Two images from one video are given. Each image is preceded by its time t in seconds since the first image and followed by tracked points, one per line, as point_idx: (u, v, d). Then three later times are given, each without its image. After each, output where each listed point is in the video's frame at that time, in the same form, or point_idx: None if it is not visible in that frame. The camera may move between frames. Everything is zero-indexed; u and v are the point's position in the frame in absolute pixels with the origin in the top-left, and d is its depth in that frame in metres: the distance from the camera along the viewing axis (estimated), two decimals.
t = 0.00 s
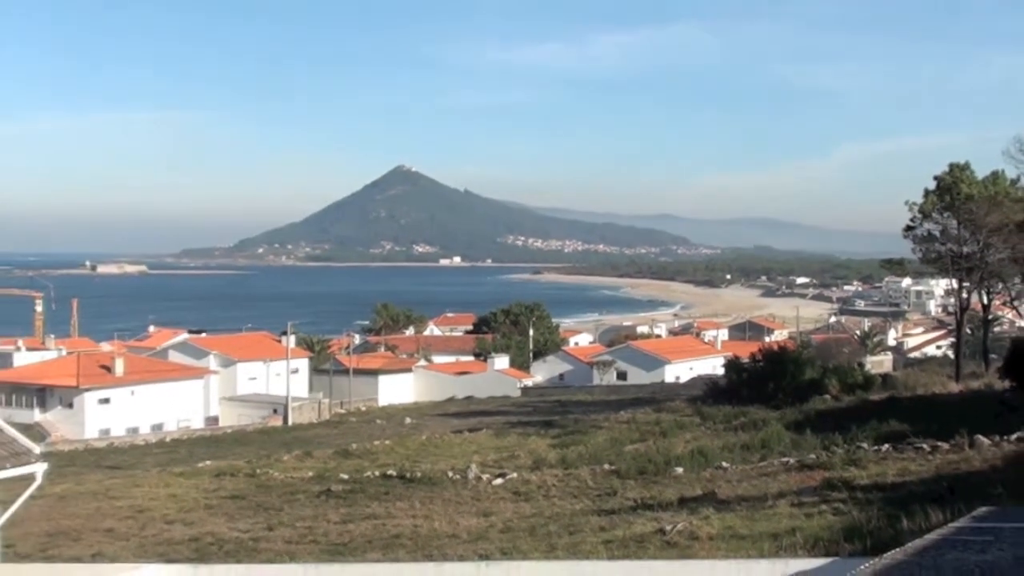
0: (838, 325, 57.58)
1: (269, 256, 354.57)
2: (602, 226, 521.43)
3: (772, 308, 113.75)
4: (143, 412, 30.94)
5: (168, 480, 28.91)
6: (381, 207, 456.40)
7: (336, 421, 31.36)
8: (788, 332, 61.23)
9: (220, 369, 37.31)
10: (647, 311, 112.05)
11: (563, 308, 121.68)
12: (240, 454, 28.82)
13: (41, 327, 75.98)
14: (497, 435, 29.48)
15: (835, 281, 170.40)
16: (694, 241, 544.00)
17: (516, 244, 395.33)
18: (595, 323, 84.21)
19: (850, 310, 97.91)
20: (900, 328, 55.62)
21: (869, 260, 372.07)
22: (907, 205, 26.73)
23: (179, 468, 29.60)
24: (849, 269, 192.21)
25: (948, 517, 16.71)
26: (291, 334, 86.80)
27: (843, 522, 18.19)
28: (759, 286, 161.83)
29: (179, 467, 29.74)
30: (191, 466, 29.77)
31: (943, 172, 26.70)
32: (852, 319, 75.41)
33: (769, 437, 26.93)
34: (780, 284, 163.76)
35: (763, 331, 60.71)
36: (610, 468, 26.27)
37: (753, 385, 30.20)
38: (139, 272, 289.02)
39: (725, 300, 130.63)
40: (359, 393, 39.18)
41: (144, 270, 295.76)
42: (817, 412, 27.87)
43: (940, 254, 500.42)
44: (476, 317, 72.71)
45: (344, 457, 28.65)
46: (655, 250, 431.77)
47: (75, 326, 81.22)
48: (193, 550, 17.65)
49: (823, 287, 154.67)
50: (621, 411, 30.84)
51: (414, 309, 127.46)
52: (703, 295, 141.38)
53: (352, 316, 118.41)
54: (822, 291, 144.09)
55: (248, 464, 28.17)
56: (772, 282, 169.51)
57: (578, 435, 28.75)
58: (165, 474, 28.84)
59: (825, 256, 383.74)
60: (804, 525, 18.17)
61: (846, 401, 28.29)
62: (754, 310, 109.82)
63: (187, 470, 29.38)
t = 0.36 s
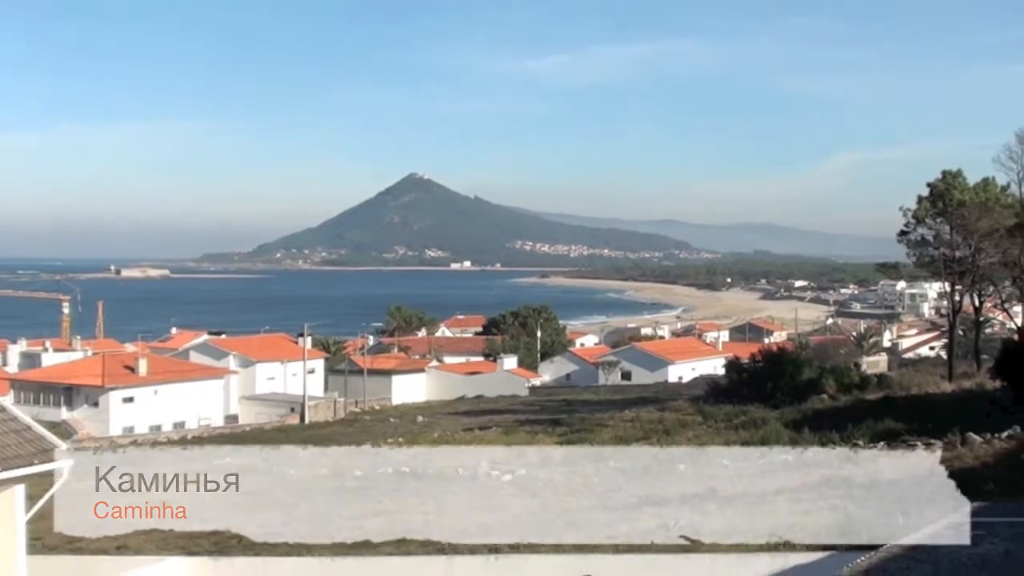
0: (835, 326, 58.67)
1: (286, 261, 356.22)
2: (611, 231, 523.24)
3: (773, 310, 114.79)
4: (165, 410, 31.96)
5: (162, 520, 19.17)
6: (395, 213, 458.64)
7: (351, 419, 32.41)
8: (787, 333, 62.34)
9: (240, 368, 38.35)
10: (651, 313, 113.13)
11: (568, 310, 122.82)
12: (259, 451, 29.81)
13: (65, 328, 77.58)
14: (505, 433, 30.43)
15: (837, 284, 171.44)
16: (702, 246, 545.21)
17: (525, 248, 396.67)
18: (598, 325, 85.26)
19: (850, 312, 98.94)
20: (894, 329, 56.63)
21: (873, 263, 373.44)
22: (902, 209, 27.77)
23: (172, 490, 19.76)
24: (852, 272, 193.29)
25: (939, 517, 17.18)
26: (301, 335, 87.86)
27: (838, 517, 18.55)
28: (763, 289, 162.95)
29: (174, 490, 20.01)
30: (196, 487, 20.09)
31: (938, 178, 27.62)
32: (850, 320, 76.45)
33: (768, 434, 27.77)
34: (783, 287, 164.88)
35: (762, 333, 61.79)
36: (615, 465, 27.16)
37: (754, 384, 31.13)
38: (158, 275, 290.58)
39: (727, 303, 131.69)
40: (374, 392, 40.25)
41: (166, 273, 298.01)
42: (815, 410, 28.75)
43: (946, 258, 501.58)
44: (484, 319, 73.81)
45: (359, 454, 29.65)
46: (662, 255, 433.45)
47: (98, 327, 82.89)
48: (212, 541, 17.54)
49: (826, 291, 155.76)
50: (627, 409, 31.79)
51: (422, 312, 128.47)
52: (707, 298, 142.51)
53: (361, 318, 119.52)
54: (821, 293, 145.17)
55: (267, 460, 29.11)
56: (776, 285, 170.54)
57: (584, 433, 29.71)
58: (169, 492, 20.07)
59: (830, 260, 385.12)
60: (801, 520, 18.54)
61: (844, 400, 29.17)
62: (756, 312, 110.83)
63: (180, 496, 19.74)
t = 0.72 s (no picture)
0: (844, 330, 58.86)
1: (301, 264, 359.05)
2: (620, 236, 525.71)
3: (782, 313, 115.53)
4: (182, 411, 32.51)
5: (168, 521, 12.43)
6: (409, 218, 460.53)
7: (366, 421, 32.76)
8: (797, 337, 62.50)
9: (255, 371, 38.75)
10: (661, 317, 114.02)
11: (579, 313, 123.79)
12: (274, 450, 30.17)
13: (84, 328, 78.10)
14: (517, 435, 30.72)
15: (844, 288, 172.45)
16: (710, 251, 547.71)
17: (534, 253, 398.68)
18: (608, 328, 85.81)
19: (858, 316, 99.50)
20: (903, 333, 56.75)
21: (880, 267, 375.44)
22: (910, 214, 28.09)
23: (172, 479, 12.30)
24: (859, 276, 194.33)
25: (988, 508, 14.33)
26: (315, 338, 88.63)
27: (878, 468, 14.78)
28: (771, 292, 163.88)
29: (180, 470, 12.28)
30: (213, 459, 12.18)
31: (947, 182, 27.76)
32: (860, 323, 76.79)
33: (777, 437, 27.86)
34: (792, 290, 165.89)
35: (771, 336, 62.02)
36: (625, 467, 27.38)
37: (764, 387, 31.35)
38: (176, 278, 292.97)
39: (736, 307, 132.65)
40: (387, 395, 40.56)
41: (183, 277, 299.65)
42: (824, 413, 28.86)
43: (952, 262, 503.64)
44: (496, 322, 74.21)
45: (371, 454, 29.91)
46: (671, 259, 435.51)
47: (117, 330, 83.45)
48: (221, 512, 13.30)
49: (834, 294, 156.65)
50: (638, 413, 32.06)
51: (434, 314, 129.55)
52: (717, 302, 143.45)
53: (375, 321, 120.65)
54: (829, 297, 146.06)
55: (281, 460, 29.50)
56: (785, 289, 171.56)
57: (595, 436, 30.00)
58: (178, 473, 12.24)
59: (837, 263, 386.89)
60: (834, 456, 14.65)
61: (852, 404, 29.35)
62: (765, 315, 111.58)
63: (182, 483, 12.32)
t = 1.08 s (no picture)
0: (857, 333, 58.88)
1: (315, 266, 359.14)
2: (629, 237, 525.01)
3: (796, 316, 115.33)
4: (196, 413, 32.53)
5: (168, 521, 13.55)
6: (420, 220, 460.39)
7: (380, 423, 32.87)
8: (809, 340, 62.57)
9: (269, 373, 38.94)
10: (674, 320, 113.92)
11: (592, 316, 123.74)
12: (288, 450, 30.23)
13: (97, 330, 78.27)
14: (530, 437, 30.82)
15: (857, 291, 172.10)
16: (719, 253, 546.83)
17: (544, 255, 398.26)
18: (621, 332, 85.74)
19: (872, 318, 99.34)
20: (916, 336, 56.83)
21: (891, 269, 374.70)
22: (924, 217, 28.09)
23: (172, 480, 13.62)
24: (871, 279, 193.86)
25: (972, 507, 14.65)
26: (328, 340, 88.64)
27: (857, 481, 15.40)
28: (783, 295, 163.51)
29: (180, 471, 13.61)
30: (214, 461, 13.54)
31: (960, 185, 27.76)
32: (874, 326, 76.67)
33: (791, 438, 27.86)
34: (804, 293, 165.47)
35: (785, 339, 62.08)
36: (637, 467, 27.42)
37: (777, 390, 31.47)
38: (190, 279, 292.73)
39: (750, 309, 132.32)
40: (401, 396, 40.68)
41: (195, 278, 299.66)
42: (837, 416, 28.89)
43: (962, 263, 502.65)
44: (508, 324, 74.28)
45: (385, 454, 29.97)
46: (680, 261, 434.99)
47: (130, 333, 83.54)
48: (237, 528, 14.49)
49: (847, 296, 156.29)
50: (652, 415, 32.14)
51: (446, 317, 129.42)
52: (729, 304, 143.20)
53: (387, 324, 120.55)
54: (843, 300, 145.76)
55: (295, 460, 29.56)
56: (797, 292, 171.29)
57: (608, 438, 30.09)
58: (179, 474, 13.55)
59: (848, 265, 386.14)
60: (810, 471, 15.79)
61: (865, 406, 29.36)
62: (779, 318, 111.42)
63: (182, 483, 13.64)
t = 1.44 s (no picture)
0: (872, 334, 58.83)
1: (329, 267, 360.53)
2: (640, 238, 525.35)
3: (812, 317, 115.43)
4: (211, 414, 32.68)
5: (168, 521, 13.74)
6: (435, 222, 460.85)
7: (395, 423, 32.92)
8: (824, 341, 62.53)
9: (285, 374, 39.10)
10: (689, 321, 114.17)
11: (607, 316, 124.11)
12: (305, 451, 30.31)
13: (114, 330, 78.56)
14: (546, 439, 30.88)
15: (872, 292, 172.20)
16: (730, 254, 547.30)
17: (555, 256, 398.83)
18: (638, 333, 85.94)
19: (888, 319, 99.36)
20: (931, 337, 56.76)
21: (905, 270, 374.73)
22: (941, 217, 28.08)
23: (173, 480, 14.00)
24: (885, 279, 193.91)
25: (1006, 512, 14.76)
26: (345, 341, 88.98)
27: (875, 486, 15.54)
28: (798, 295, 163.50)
29: (181, 471, 14.04)
30: (215, 462, 14.03)
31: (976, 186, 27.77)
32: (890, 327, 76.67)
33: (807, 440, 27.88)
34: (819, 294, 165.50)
35: (800, 340, 62.02)
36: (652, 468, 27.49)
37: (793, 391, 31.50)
38: (205, 280, 293.96)
39: (765, 310, 132.41)
40: (415, 396, 40.75)
41: (210, 279, 300.31)
42: (853, 417, 28.86)
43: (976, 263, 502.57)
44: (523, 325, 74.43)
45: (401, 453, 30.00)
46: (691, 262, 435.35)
47: (149, 334, 83.95)
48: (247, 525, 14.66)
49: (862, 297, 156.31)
50: (668, 415, 32.17)
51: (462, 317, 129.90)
52: (744, 305, 143.40)
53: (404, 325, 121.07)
54: (858, 301, 145.74)
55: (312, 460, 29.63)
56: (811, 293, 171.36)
57: (623, 439, 30.14)
58: (180, 473, 13.97)
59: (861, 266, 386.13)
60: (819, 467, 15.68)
61: (881, 407, 29.32)
62: (794, 319, 111.50)
63: (182, 484, 14.04)
